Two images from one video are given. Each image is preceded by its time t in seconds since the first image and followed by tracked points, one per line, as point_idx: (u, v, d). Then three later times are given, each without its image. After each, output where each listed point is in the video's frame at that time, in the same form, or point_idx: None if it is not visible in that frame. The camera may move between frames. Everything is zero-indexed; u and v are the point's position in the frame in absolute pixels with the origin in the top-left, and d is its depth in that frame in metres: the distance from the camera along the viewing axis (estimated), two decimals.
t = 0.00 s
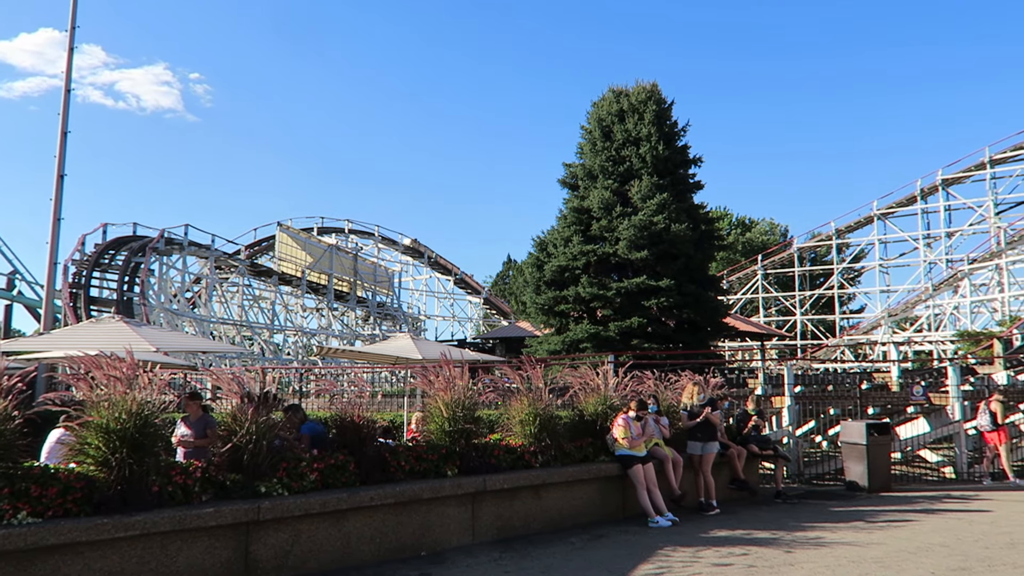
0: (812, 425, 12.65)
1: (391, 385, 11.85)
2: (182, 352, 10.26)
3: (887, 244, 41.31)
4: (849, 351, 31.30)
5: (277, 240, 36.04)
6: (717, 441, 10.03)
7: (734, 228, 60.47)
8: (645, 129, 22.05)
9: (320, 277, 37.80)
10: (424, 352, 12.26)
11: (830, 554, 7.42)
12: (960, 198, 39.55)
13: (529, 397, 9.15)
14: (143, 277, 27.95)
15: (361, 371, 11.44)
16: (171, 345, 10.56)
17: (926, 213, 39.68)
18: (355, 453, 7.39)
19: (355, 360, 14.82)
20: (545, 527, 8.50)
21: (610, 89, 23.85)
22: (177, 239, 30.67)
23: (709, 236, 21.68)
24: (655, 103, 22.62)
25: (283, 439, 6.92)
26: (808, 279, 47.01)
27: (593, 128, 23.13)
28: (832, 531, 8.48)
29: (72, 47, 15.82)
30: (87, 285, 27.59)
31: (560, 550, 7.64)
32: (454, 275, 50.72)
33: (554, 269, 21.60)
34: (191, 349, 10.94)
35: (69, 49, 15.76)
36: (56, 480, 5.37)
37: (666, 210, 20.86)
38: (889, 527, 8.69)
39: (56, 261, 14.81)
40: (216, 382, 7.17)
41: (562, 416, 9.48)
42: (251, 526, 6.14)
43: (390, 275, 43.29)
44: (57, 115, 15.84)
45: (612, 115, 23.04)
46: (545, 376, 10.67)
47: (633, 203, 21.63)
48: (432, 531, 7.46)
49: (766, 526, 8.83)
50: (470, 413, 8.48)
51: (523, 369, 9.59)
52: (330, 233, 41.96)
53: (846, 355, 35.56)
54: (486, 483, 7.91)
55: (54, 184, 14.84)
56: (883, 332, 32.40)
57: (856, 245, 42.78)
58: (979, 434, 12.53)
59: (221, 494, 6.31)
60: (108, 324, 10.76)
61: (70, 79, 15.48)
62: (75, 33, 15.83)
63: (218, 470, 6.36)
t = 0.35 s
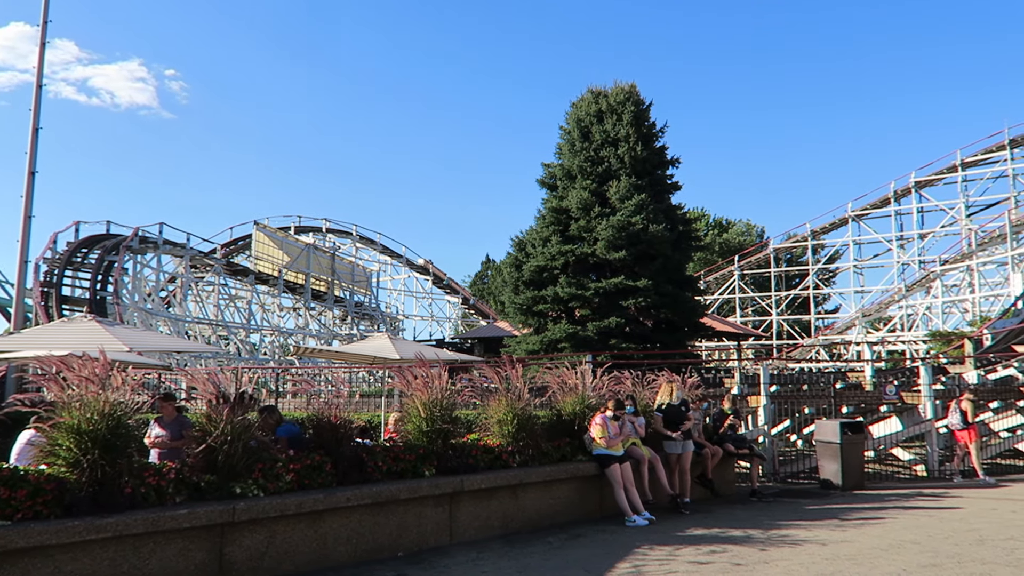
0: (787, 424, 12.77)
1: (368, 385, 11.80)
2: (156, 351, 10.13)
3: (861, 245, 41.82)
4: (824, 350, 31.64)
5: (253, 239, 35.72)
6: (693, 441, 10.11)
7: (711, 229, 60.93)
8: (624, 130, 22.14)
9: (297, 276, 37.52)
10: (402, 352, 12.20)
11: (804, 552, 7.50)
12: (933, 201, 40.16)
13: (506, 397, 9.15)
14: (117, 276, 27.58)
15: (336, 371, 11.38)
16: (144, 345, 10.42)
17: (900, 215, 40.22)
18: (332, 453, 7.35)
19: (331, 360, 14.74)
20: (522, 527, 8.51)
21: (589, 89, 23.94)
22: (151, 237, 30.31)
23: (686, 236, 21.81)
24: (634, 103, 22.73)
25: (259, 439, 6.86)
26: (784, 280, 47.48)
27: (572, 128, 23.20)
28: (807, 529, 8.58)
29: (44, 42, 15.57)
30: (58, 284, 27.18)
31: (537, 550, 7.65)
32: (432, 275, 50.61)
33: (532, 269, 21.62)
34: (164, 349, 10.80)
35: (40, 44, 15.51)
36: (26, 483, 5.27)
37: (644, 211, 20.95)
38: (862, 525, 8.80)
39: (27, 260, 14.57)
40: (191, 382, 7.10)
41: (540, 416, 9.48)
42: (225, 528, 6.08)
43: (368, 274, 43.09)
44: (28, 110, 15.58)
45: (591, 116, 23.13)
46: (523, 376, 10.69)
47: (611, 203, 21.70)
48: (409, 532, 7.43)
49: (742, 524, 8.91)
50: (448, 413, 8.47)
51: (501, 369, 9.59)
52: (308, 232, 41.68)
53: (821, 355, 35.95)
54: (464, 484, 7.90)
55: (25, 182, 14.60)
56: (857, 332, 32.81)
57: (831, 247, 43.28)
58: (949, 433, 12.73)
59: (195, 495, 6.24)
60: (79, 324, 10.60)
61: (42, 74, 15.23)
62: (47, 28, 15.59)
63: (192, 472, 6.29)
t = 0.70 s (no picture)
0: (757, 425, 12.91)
1: (339, 386, 11.73)
2: (123, 351, 9.97)
3: (831, 248, 42.43)
4: (794, 352, 32.06)
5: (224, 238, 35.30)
6: (664, 441, 10.19)
7: (683, 231, 61.43)
8: (598, 132, 22.23)
9: (268, 276, 37.16)
10: (374, 353, 12.15)
11: (773, 551, 7.59)
12: (900, 205, 40.87)
13: (480, 397, 9.14)
14: (83, 275, 27.12)
15: (306, 372, 11.29)
16: (110, 345, 10.25)
17: (868, 218, 40.88)
18: (303, 454, 7.29)
19: (302, 360, 14.64)
20: (494, 528, 8.51)
21: (563, 91, 24.02)
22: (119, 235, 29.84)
23: (659, 238, 21.94)
24: (607, 106, 22.85)
25: (228, 441, 6.78)
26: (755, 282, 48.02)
27: (547, 130, 23.29)
28: (776, 529, 8.68)
29: (8, 36, 15.26)
30: (23, 282, 26.65)
31: (509, 551, 7.66)
32: (406, 275, 50.42)
33: (506, 270, 21.65)
34: (131, 349, 10.64)
35: (4, 38, 15.20)
36: None
37: (617, 213, 21.04)
38: (830, 524, 8.92)
39: None
40: (159, 383, 6.99)
41: (513, 416, 9.48)
42: (194, 530, 6.00)
43: (341, 274, 42.81)
44: None
45: (565, 117, 23.21)
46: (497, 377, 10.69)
47: (585, 205, 21.78)
48: (380, 534, 7.40)
49: (712, 524, 8.98)
50: (421, 415, 8.43)
51: (475, 369, 9.58)
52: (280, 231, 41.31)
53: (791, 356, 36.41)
54: (436, 485, 7.87)
55: None
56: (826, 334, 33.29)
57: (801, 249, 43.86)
58: (915, 433, 12.95)
59: (163, 497, 6.15)
60: (43, 323, 10.40)
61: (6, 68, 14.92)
62: (11, 21, 15.28)
63: (160, 473, 6.19)
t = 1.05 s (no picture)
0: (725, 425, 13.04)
1: (308, 386, 11.63)
2: (86, 350, 9.79)
3: (798, 251, 43.04)
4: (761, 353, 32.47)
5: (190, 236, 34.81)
6: (632, 441, 10.27)
7: (653, 233, 61.93)
8: (569, 134, 22.32)
9: (236, 275, 36.71)
10: (344, 353, 12.06)
11: (739, 550, 7.68)
12: (865, 209, 41.62)
13: (450, 398, 9.12)
14: (44, 273, 26.55)
15: (272, 372, 11.18)
16: (73, 344, 10.05)
17: (834, 222, 41.56)
18: (270, 455, 7.23)
19: (270, 360, 14.50)
20: (463, 529, 8.49)
21: (535, 92, 24.07)
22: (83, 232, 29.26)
23: (630, 240, 22.06)
24: (579, 107, 22.95)
25: (193, 442, 6.68)
26: (724, 284, 48.55)
27: (518, 131, 23.33)
28: (742, 528, 8.78)
29: None
30: None
31: (477, 551, 7.65)
32: (376, 275, 50.14)
33: (476, 270, 21.66)
34: (95, 348, 10.44)
35: None
36: None
37: (588, 214, 21.11)
38: (795, 523, 9.05)
39: None
40: (123, 383, 6.86)
41: (483, 416, 9.47)
42: (157, 532, 5.91)
43: (310, 274, 42.44)
44: None
45: (536, 118, 23.28)
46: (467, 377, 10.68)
47: (556, 206, 21.83)
48: (349, 535, 7.35)
49: (680, 524, 9.06)
50: (390, 415, 8.38)
51: (445, 370, 9.56)
52: (248, 230, 40.83)
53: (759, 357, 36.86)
54: (405, 486, 7.84)
55: None
56: (793, 335, 33.80)
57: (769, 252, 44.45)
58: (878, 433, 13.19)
59: (126, 499, 6.03)
60: (3, 322, 10.17)
61: None
62: None
63: (123, 475, 6.07)
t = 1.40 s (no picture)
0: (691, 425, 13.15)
1: (273, 385, 11.51)
2: (44, 348, 9.57)
3: (764, 254, 43.64)
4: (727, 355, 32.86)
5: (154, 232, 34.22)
6: (599, 441, 10.32)
7: (622, 235, 62.35)
8: (539, 134, 22.36)
9: (201, 272, 36.17)
10: (310, 352, 11.95)
11: (703, 549, 7.76)
12: (830, 213, 42.33)
13: (417, 398, 9.08)
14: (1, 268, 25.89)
15: (237, 371, 11.04)
16: (31, 342, 9.82)
17: (800, 225, 42.21)
18: (233, 455, 7.13)
19: (234, 359, 14.31)
20: (429, 529, 8.46)
21: (505, 92, 24.09)
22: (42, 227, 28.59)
23: (599, 241, 22.15)
24: (549, 108, 23.01)
25: (155, 441, 6.56)
26: (692, 286, 49.04)
27: (489, 130, 23.33)
28: (707, 527, 8.88)
29: None
30: None
31: (444, 552, 7.63)
32: (344, 274, 49.76)
33: (445, 270, 21.62)
34: (53, 346, 10.22)
35: None
36: None
37: (557, 215, 21.15)
38: (759, 522, 9.17)
39: None
40: (82, 382, 6.70)
41: (450, 416, 9.45)
42: (116, 534, 5.79)
43: (277, 272, 41.98)
44: None
45: (507, 118, 23.29)
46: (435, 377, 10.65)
47: (526, 206, 21.86)
48: (314, 536, 7.27)
49: (646, 523, 9.13)
50: (356, 415, 8.32)
51: (413, 369, 9.52)
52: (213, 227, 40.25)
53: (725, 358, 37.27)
54: (371, 486, 7.79)
55: None
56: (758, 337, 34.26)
57: (735, 254, 45.00)
58: (840, 433, 13.41)
59: (84, 500, 5.90)
60: None
61: None
62: None
63: (81, 475, 5.94)
